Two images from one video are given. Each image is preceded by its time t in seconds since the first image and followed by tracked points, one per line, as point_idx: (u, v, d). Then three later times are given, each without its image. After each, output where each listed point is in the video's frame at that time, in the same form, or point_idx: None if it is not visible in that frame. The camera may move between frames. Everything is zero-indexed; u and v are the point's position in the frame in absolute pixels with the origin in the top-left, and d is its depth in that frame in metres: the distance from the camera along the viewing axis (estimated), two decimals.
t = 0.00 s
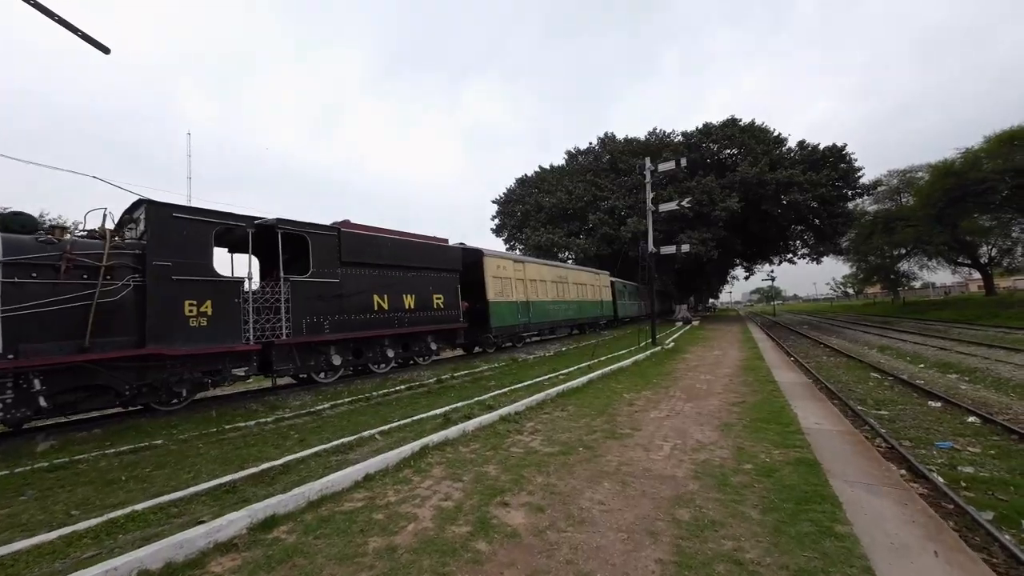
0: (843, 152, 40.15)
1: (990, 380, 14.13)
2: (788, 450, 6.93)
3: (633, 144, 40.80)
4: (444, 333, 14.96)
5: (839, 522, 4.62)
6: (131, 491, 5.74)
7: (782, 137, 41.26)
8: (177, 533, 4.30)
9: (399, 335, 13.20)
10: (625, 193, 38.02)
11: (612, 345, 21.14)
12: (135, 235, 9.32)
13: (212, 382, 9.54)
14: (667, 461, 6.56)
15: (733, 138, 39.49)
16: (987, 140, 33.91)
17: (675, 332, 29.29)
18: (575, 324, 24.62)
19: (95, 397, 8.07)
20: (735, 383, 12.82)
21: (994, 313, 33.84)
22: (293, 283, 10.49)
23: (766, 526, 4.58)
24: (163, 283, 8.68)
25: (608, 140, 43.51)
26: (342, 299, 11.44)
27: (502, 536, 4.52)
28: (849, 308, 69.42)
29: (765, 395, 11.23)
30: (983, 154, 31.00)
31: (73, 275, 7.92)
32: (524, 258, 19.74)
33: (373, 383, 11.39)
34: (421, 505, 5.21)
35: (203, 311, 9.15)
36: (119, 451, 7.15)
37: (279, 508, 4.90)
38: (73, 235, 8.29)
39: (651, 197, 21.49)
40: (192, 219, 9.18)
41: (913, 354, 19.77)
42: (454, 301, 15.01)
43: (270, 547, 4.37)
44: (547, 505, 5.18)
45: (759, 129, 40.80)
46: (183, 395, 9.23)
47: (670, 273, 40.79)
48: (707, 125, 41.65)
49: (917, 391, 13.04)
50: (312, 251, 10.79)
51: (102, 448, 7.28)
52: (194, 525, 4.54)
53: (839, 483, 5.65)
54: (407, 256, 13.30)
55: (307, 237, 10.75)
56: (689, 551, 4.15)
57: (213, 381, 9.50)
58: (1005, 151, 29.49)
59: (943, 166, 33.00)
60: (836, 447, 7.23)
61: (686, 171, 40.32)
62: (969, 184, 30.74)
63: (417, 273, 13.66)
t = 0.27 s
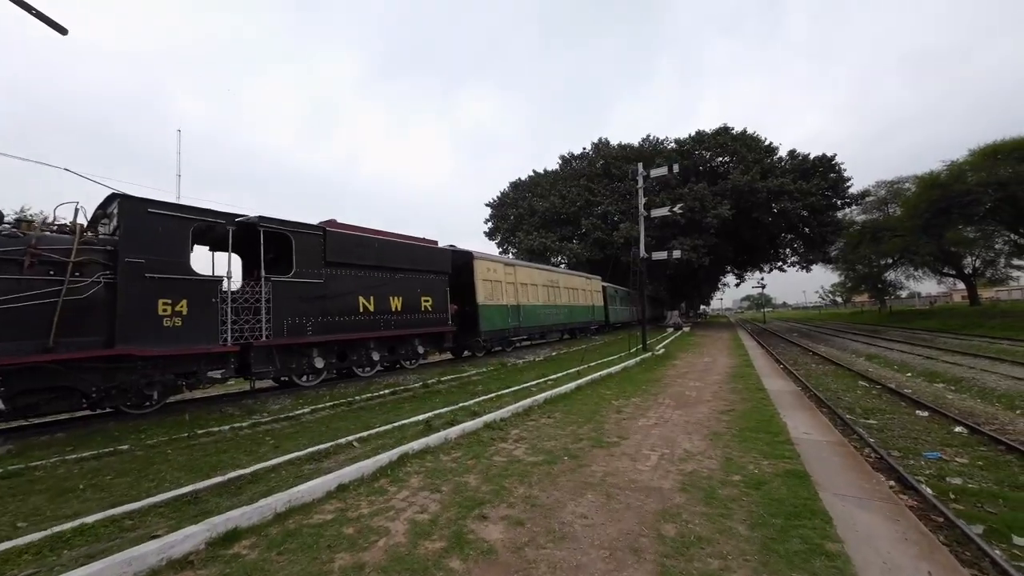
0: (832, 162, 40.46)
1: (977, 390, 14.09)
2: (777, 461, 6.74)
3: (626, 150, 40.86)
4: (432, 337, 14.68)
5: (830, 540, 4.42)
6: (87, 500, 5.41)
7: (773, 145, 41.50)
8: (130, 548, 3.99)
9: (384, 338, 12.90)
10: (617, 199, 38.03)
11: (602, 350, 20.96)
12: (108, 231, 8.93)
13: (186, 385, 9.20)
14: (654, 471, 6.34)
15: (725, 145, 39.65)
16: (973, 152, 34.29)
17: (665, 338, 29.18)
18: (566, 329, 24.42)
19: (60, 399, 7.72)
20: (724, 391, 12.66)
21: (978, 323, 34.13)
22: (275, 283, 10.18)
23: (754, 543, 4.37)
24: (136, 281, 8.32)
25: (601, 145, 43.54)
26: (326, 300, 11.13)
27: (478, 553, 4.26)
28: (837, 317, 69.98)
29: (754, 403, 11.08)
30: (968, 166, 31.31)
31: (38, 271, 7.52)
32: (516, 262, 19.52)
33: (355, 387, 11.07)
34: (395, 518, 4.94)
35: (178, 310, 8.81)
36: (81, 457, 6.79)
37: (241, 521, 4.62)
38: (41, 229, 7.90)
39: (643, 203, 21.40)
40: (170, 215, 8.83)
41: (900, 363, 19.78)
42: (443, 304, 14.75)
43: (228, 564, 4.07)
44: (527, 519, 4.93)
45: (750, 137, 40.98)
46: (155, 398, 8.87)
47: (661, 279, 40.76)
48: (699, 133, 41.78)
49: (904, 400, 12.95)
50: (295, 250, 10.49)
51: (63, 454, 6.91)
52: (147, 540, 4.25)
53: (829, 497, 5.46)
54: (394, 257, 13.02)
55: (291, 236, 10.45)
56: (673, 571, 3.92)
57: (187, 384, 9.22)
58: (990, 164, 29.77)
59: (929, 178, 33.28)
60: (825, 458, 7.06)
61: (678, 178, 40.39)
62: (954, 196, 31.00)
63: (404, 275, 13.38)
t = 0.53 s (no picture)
0: (836, 165, 40.16)
1: (984, 398, 13.78)
2: (782, 472, 6.49)
3: (629, 153, 40.70)
4: (430, 338, 14.46)
5: (839, 561, 4.17)
6: (63, 506, 5.19)
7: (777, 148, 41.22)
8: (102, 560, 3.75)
9: (381, 339, 12.69)
10: (620, 201, 37.83)
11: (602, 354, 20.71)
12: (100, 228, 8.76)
13: (177, 385, 8.99)
14: (654, 482, 6.10)
15: (729, 148, 39.37)
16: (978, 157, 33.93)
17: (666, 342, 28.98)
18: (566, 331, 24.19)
19: (46, 399, 7.51)
20: (727, 396, 12.41)
21: (983, 329, 33.73)
22: (269, 282, 9.96)
23: (759, 563, 4.12)
24: (126, 280, 8.13)
25: (605, 148, 43.35)
26: (321, 300, 10.92)
27: (467, 570, 4.03)
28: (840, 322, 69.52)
29: (757, 410, 10.82)
30: (975, 171, 30.98)
31: (25, 267, 7.35)
32: (517, 263, 19.28)
33: (350, 389, 10.84)
34: (381, 530, 4.71)
35: (168, 309, 8.61)
36: (65, 458, 6.57)
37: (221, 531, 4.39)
38: (29, 225, 7.71)
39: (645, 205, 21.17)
40: (163, 212, 8.63)
41: (906, 369, 19.47)
42: (441, 305, 14.53)
43: None
44: (521, 533, 4.69)
45: (754, 139, 40.68)
46: (144, 399, 8.67)
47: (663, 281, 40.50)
48: (702, 135, 41.51)
49: (911, 407, 12.65)
50: (290, 249, 10.28)
51: (44, 456, 6.69)
52: (117, 552, 4.02)
53: (837, 513, 5.21)
54: (392, 258, 12.82)
55: (286, 234, 10.25)
56: None
57: (178, 384, 9.00)
58: (996, 169, 29.40)
59: (934, 182, 32.95)
60: (833, 470, 6.80)
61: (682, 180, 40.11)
62: (960, 202, 30.67)
63: (402, 275, 13.18)
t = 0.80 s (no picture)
0: (879, 156, 38.25)
1: None
2: (822, 483, 6.16)
3: (655, 147, 39.77)
4: (454, 337, 14.50)
5: None
6: (99, 493, 5.35)
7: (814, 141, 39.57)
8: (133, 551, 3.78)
9: (406, 338, 12.80)
10: (646, 198, 36.91)
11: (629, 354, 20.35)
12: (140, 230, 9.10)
13: (212, 381, 9.26)
14: (682, 489, 5.88)
15: (762, 141, 37.99)
16: None
17: (698, 342, 28.30)
18: (591, 330, 23.86)
19: (91, 392, 7.85)
20: (760, 400, 11.94)
21: None
22: (297, 281, 10.16)
23: None
24: (165, 279, 8.42)
25: (629, 143, 42.55)
26: (348, 299, 11.07)
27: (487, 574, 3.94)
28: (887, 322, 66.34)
29: (792, 415, 10.36)
30: None
31: (73, 268, 7.70)
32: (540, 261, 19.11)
33: (377, 386, 11.01)
34: (401, 529, 4.68)
35: (204, 307, 8.88)
36: (109, 448, 6.81)
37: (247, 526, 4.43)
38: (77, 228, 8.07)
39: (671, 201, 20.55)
40: (198, 214, 8.91)
41: (957, 373, 18.31)
42: (465, 304, 14.55)
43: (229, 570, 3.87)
44: (542, 538, 4.58)
45: (790, 132, 39.15)
46: (182, 393, 8.97)
47: (692, 280, 39.56)
48: (735, 128, 40.26)
49: (965, 415, 11.84)
50: (317, 249, 10.47)
51: (87, 447, 6.96)
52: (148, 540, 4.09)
53: (884, 528, 4.89)
54: (417, 257, 12.91)
55: (313, 234, 10.44)
56: None
57: (213, 379, 9.25)
58: None
59: (992, 173, 30.95)
60: (878, 481, 6.42)
61: (711, 176, 38.97)
62: None
63: (426, 274, 13.27)
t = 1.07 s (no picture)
0: (977, 130, 35.25)
1: None
2: (909, 499, 5.80)
3: (710, 135, 38.39)
4: (501, 334, 14.68)
5: None
6: (188, 467, 5.88)
7: (896, 118, 36.80)
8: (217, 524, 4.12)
9: (455, 334, 13.10)
10: (701, 187, 35.91)
11: (682, 352, 19.85)
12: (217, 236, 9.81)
13: (280, 373, 9.87)
14: (740, 499, 5.72)
15: (833, 121, 35.73)
16: None
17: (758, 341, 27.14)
18: (642, 327, 23.42)
19: (180, 382, 8.64)
20: (830, 404, 11.28)
21: None
22: (353, 280, 10.66)
23: None
24: (238, 280, 9.09)
25: (683, 132, 41.39)
26: (400, 297, 11.48)
27: (534, 573, 4.04)
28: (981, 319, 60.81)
29: (860, 420, 9.82)
30: None
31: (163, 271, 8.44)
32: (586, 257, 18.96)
33: (428, 381, 11.42)
34: (451, 522, 4.88)
35: (272, 306, 9.50)
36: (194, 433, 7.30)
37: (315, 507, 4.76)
38: (167, 236, 8.81)
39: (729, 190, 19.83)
40: (266, 220, 9.52)
41: None
42: (512, 302, 14.70)
43: (295, 551, 4.14)
44: (590, 540, 4.63)
45: (869, 112, 36.72)
46: (254, 384, 9.62)
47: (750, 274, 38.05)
48: (802, 110, 38.14)
49: None
50: (371, 250, 10.94)
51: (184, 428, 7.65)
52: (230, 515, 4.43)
53: (983, 554, 4.51)
54: (465, 255, 13.20)
55: (367, 236, 10.91)
56: None
57: (281, 371, 9.85)
58: None
59: None
60: (978, 500, 5.90)
61: (772, 163, 37.15)
62: None
63: (474, 272, 13.54)
